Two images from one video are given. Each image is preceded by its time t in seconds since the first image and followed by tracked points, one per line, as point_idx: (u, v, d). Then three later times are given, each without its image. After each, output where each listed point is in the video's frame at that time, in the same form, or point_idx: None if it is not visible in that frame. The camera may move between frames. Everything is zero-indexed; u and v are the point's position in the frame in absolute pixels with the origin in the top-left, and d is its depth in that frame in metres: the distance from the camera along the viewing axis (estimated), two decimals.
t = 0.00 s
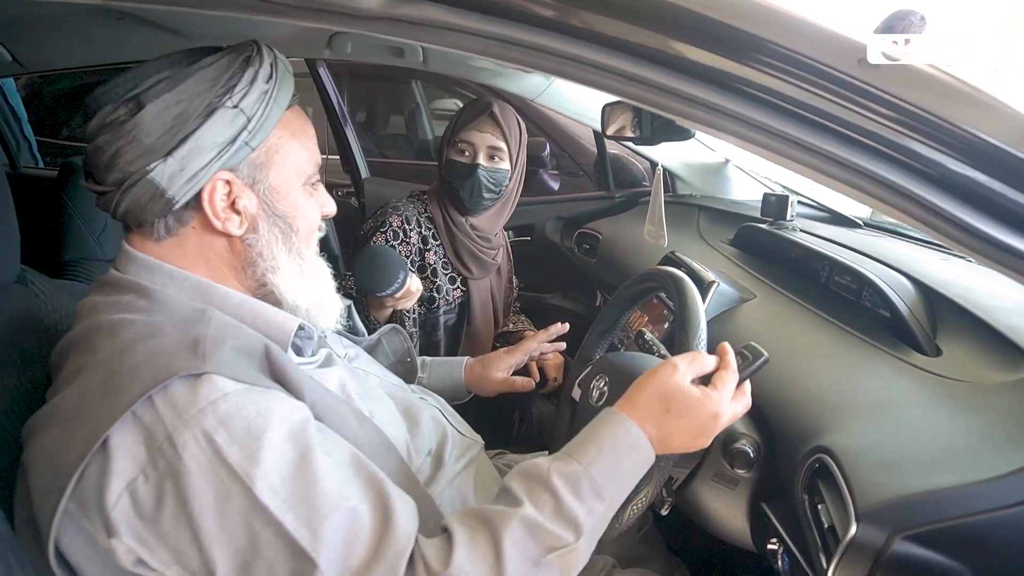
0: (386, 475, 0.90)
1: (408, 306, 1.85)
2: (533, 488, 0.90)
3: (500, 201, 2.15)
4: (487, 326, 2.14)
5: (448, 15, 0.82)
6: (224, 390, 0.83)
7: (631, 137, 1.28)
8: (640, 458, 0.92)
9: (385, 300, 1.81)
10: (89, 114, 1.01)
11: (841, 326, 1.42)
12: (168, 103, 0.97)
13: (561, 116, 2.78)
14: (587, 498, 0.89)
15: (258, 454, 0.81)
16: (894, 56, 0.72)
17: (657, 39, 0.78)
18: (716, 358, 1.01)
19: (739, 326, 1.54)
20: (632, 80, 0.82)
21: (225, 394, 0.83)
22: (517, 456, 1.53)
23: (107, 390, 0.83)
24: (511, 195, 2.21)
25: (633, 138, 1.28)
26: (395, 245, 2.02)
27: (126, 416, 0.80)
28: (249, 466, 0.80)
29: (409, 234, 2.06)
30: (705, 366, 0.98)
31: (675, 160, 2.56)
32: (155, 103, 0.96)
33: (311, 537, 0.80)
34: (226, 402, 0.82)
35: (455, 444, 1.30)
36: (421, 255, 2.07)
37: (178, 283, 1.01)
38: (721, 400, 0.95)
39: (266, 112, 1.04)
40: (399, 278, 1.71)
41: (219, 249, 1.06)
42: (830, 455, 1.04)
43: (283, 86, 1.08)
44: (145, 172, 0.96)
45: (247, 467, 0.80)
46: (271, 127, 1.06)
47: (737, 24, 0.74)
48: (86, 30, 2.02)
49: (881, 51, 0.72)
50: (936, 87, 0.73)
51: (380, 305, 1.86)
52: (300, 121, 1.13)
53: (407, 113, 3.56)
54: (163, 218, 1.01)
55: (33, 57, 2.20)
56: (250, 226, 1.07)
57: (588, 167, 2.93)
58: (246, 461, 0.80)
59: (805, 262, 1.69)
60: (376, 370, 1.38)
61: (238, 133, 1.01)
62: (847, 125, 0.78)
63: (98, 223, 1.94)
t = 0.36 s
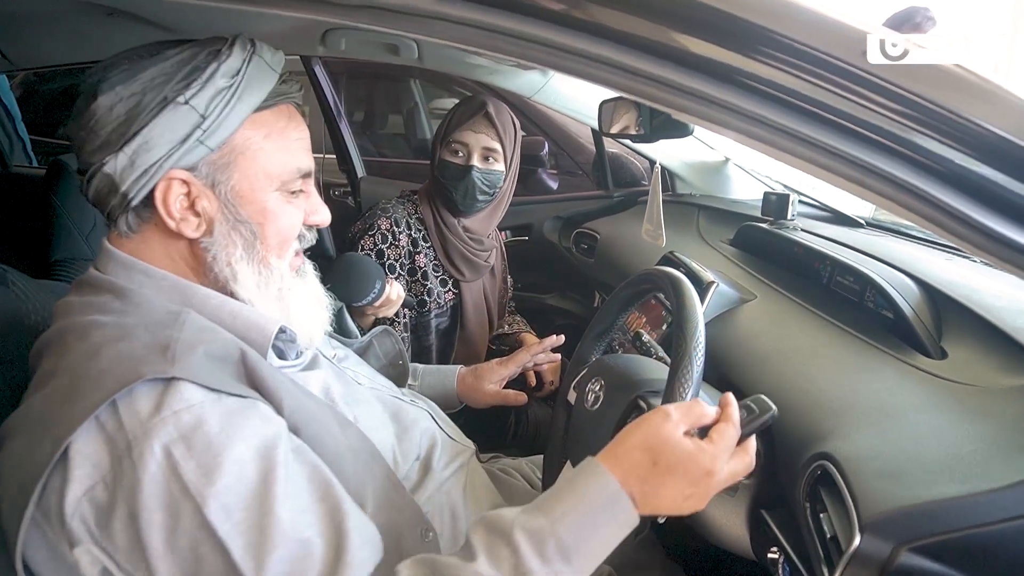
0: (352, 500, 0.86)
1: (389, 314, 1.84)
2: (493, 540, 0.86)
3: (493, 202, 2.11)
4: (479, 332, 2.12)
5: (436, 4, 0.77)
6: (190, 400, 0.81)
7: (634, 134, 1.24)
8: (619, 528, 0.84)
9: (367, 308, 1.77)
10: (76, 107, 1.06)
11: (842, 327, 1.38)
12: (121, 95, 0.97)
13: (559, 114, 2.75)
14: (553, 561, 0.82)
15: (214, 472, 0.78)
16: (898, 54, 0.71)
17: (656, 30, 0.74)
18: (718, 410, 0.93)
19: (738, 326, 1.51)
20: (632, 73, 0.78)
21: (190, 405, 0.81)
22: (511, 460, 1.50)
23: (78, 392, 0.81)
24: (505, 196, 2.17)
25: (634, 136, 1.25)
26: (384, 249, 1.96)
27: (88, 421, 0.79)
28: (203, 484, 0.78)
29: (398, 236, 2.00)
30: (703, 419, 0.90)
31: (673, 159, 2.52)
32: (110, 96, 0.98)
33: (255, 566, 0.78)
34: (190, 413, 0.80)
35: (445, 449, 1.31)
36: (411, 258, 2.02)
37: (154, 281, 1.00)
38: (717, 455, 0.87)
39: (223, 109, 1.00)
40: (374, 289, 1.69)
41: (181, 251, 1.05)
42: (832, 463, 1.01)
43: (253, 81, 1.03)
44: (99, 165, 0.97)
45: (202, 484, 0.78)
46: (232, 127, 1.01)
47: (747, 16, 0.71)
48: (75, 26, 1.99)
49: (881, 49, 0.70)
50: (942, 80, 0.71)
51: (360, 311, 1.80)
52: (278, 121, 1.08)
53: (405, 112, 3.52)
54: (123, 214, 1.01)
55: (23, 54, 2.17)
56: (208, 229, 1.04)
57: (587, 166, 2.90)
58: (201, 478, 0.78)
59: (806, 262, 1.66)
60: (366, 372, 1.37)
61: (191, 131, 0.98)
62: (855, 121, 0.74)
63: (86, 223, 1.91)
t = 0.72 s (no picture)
0: (306, 541, 0.81)
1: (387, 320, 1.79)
2: None
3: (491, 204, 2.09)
4: (479, 330, 2.09)
5: None
6: (149, 415, 0.79)
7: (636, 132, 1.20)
8: None
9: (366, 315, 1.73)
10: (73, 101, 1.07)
11: (846, 327, 1.36)
12: (103, 94, 0.97)
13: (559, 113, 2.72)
14: None
15: (155, 498, 0.75)
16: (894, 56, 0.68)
17: (657, 21, 0.72)
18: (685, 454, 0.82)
19: (739, 328, 1.48)
20: (633, 68, 0.75)
21: (148, 419, 0.79)
22: (509, 465, 1.47)
23: (54, 395, 0.79)
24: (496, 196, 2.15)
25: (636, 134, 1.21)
26: (378, 250, 1.92)
27: (44, 425, 0.77)
28: (141, 511, 0.74)
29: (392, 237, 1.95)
30: (659, 467, 0.79)
31: (673, 158, 2.47)
32: (94, 94, 0.97)
33: None
34: (145, 429, 0.78)
35: (440, 458, 1.29)
36: (406, 258, 1.98)
37: (134, 283, 0.98)
38: (667, 514, 0.78)
39: (204, 115, 0.97)
40: (376, 297, 1.61)
41: (158, 258, 1.04)
42: (837, 470, 0.98)
43: (241, 87, 1.01)
44: (81, 164, 0.97)
45: (139, 505, 0.75)
46: (213, 135, 0.99)
47: (757, 7, 0.68)
48: (67, 23, 1.96)
49: (881, 48, 0.68)
50: (953, 74, 0.68)
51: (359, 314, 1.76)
52: (269, 131, 1.05)
53: (404, 112, 3.49)
54: (104, 214, 1.00)
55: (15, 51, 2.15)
56: (184, 237, 1.02)
57: (587, 166, 2.87)
58: (142, 502, 0.75)
59: (809, 262, 1.64)
60: (360, 376, 1.35)
61: (167, 135, 0.96)
62: (865, 115, 0.71)
63: (78, 223, 1.88)
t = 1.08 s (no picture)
0: (302, 559, 0.81)
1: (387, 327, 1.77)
2: None
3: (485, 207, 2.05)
4: (475, 331, 2.09)
5: None
6: (145, 426, 0.77)
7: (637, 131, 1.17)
8: None
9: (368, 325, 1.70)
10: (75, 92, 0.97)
11: (851, 330, 1.34)
12: (148, 107, 0.92)
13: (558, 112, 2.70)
14: None
15: (145, 515, 0.74)
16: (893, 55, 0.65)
17: (659, 15, 0.69)
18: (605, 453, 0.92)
19: (743, 330, 1.46)
20: (634, 63, 0.73)
21: (142, 431, 0.77)
22: (509, 469, 1.45)
23: (43, 401, 0.77)
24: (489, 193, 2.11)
25: (635, 134, 1.18)
26: (370, 251, 1.88)
27: (30, 433, 0.75)
28: (130, 528, 0.73)
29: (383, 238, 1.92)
30: (586, 467, 0.89)
31: (675, 158, 2.47)
32: (134, 104, 0.92)
33: None
34: (140, 441, 0.76)
35: (440, 463, 1.27)
36: (398, 259, 1.94)
37: (129, 286, 0.95)
38: (605, 506, 0.88)
39: (253, 134, 0.97)
40: (377, 307, 1.57)
41: (182, 269, 1.00)
42: (846, 479, 0.96)
43: (288, 106, 1.02)
44: (109, 173, 0.90)
45: (132, 521, 0.74)
46: (259, 152, 0.98)
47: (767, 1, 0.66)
48: (63, 20, 1.94)
49: (881, 48, 0.65)
50: (961, 71, 0.65)
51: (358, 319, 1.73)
52: (301, 147, 1.05)
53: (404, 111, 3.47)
54: (126, 222, 0.95)
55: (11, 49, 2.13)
56: (217, 249, 1.00)
57: (588, 166, 2.84)
58: (131, 519, 0.74)
59: (812, 264, 1.62)
60: (360, 379, 1.33)
61: (218, 153, 0.94)
62: (867, 110, 0.69)
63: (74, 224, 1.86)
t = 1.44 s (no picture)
0: (280, 567, 0.79)
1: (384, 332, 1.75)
2: None
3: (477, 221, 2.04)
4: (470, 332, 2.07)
5: None
6: (126, 423, 0.77)
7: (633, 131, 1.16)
8: None
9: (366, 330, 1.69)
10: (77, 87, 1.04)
11: (852, 332, 1.33)
12: (106, 89, 0.93)
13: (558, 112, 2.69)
14: None
15: (121, 514, 0.73)
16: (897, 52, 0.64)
17: (657, 12, 0.68)
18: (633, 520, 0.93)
19: (744, 330, 1.45)
20: (629, 59, 0.72)
21: (124, 429, 0.76)
22: (507, 472, 1.44)
23: (31, 399, 0.76)
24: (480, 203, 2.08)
25: (632, 134, 1.17)
26: (359, 253, 1.88)
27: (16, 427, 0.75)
28: (105, 525, 0.72)
29: (373, 238, 1.91)
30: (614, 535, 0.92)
31: (675, 158, 2.44)
32: (97, 88, 0.94)
33: None
34: (120, 437, 0.76)
35: (436, 466, 1.26)
36: (387, 260, 1.92)
37: (125, 284, 0.95)
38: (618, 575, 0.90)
39: (205, 120, 0.94)
40: (377, 312, 1.56)
41: (149, 259, 1.00)
42: (847, 483, 0.95)
43: (247, 95, 0.97)
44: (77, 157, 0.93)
45: (106, 518, 0.72)
46: (214, 141, 0.95)
47: None
48: (60, 20, 1.93)
49: (881, 47, 0.64)
50: (966, 70, 0.64)
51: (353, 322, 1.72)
52: (273, 141, 1.01)
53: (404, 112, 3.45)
54: (98, 209, 0.96)
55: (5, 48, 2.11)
56: (175, 240, 0.98)
57: (588, 166, 2.83)
58: (107, 518, 0.72)
59: (813, 264, 1.60)
60: (357, 382, 1.32)
61: (166, 137, 0.92)
62: (867, 107, 0.67)
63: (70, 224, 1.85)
